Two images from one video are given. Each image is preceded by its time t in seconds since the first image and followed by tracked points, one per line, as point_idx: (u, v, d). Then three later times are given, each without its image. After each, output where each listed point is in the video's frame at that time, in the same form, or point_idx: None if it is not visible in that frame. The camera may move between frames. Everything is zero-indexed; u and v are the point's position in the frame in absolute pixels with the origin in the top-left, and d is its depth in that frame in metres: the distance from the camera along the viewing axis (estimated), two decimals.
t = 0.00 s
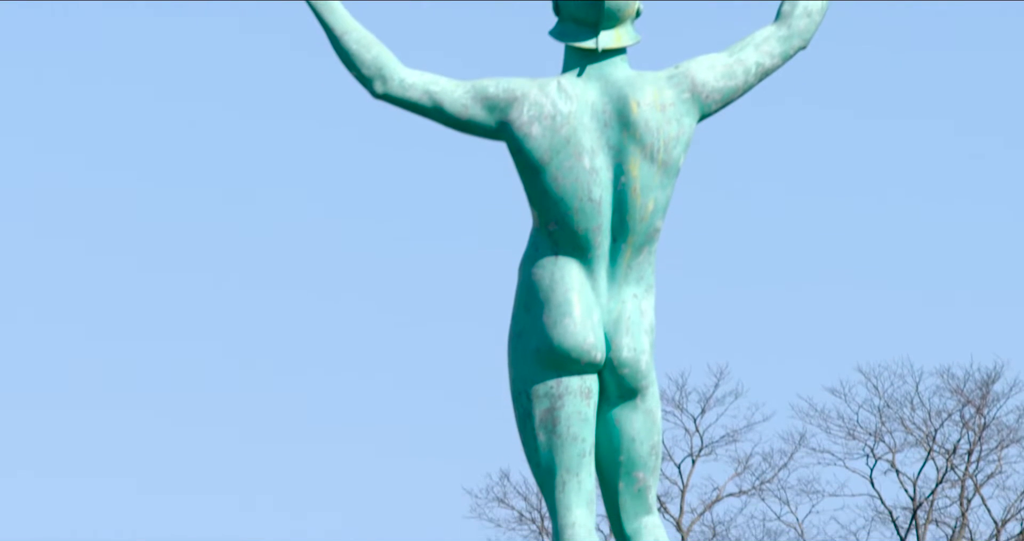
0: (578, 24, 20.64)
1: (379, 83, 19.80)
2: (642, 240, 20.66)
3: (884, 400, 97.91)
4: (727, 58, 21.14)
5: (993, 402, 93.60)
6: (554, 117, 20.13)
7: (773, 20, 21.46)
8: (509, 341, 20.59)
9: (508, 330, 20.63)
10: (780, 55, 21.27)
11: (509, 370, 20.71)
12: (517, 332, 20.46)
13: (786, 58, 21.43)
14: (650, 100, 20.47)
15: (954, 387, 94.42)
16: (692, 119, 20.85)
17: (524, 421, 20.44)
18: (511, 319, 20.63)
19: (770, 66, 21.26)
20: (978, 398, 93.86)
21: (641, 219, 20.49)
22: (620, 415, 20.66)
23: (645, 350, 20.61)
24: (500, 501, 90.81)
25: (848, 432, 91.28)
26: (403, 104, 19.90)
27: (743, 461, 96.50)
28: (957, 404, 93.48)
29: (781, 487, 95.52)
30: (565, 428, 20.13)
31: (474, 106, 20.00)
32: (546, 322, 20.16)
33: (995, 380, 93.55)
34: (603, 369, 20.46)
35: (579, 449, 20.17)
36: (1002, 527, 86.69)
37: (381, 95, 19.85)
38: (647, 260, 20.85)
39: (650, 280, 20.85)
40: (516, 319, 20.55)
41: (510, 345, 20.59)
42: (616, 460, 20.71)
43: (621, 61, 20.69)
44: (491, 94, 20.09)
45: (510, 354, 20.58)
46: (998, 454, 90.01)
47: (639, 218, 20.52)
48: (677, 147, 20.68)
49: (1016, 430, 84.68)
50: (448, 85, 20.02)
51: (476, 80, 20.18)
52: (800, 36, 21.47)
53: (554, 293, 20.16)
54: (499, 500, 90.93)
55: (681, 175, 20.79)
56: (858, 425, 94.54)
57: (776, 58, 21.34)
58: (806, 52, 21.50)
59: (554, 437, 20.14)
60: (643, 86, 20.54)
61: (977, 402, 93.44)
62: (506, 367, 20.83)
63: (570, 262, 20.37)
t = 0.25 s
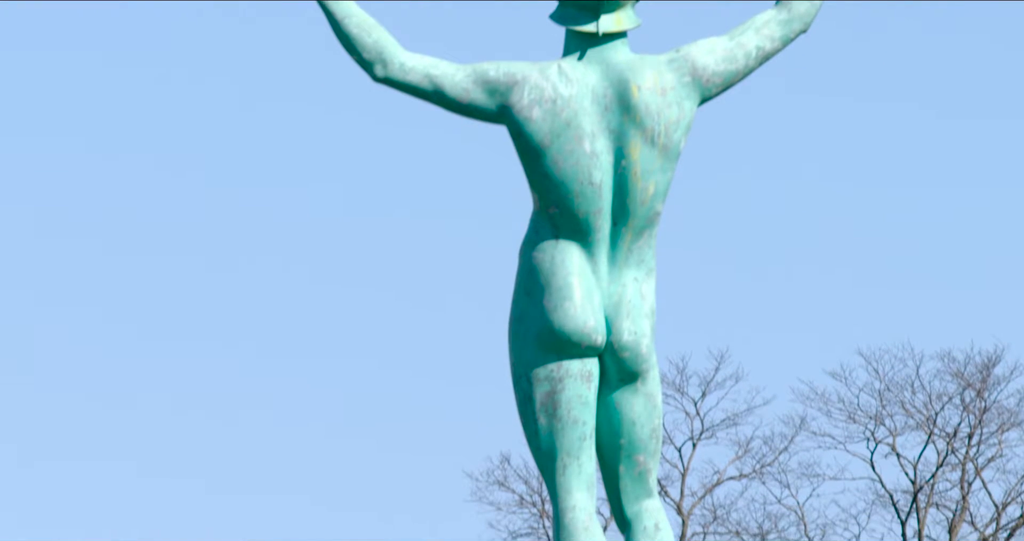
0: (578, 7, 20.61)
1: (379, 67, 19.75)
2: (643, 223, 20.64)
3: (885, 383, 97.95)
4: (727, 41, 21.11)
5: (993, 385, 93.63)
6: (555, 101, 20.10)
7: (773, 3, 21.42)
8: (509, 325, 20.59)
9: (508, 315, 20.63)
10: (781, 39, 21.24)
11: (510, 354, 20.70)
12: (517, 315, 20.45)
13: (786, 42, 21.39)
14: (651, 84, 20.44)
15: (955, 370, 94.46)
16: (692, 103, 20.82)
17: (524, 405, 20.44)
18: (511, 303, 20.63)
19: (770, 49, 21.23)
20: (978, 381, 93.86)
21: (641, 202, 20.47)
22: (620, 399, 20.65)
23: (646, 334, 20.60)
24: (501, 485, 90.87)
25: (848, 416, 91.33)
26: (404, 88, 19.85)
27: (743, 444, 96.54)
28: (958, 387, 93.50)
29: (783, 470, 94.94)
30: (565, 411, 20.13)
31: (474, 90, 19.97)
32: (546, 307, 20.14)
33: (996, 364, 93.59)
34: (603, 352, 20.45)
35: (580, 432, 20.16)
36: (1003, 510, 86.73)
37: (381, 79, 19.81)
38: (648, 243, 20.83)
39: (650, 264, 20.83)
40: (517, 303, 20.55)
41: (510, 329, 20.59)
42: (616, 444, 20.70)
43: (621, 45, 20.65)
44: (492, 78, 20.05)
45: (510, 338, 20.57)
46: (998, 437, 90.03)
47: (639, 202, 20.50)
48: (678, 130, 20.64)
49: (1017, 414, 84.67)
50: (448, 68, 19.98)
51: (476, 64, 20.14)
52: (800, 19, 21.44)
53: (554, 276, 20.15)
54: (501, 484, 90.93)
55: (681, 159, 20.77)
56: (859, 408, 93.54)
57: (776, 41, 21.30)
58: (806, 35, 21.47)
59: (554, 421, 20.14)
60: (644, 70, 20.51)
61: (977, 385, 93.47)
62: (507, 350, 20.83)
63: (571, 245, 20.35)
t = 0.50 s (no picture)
0: None
1: (379, 50, 19.68)
2: (643, 206, 20.59)
3: (884, 366, 97.98)
4: (728, 24, 21.07)
5: (993, 368, 93.64)
6: (555, 84, 20.05)
7: None
8: (509, 308, 20.56)
9: (508, 299, 20.61)
10: (780, 22, 21.19)
11: (510, 338, 20.69)
12: (517, 298, 20.42)
13: (785, 24, 21.34)
14: (651, 67, 20.38)
15: (954, 353, 94.41)
16: (692, 86, 20.76)
17: (524, 388, 20.41)
18: (511, 286, 20.60)
19: (770, 32, 21.19)
20: (978, 364, 93.90)
21: (641, 185, 20.44)
22: (620, 382, 20.63)
23: (646, 317, 20.57)
24: (500, 468, 90.80)
25: (848, 400, 91.17)
26: (403, 71, 19.80)
27: (743, 428, 96.54)
28: (958, 371, 93.56)
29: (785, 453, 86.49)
30: (565, 395, 20.11)
31: (474, 73, 19.91)
32: (546, 290, 20.11)
33: (995, 347, 93.55)
34: (603, 335, 20.43)
35: (580, 416, 20.14)
36: (1003, 494, 86.74)
37: (382, 62, 19.74)
38: (647, 227, 20.78)
39: (650, 247, 20.79)
40: (517, 286, 20.51)
41: (510, 313, 20.57)
42: (616, 427, 20.68)
43: (621, 27, 20.60)
44: (492, 61, 20.00)
45: (510, 321, 20.55)
46: (999, 421, 90.11)
47: (639, 184, 20.46)
48: (677, 113, 20.60)
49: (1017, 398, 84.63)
50: (449, 51, 19.92)
51: (476, 47, 20.08)
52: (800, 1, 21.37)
53: (554, 259, 20.12)
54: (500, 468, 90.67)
55: (681, 141, 20.72)
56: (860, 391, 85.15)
57: (776, 23, 21.25)
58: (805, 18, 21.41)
59: (554, 404, 20.12)
60: (644, 53, 20.45)
61: (977, 368, 93.50)
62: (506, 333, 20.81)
63: (570, 228, 20.31)
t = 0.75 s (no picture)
0: None
1: (379, 34, 19.62)
2: (642, 190, 20.57)
3: (883, 351, 98.07)
4: (727, 9, 21.04)
5: (993, 352, 93.67)
6: (555, 68, 20.01)
7: None
8: (509, 292, 20.54)
9: (507, 283, 20.60)
10: (780, 6, 21.15)
11: (509, 322, 20.67)
12: (517, 282, 20.40)
13: (785, 8, 21.31)
14: (650, 51, 20.35)
15: (954, 336, 94.43)
16: (692, 70, 20.73)
17: (524, 372, 20.40)
18: (511, 270, 20.58)
19: (770, 17, 21.15)
20: (978, 347, 93.91)
21: (641, 169, 20.40)
22: (619, 366, 20.63)
23: (645, 301, 20.57)
24: (499, 452, 90.83)
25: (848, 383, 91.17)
26: (403, 55, 19.74)
27: (742, 412, 96.63)
28: (957, 354, 93.57)
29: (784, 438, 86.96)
30: (565, 378, 20.09)
31: (474, 57, 19.86)
32: (546, 274, 20.09)
33: (995, 330, 93.59)
34: (603, 319, 20.41)
35: (579, 400, 20.13)
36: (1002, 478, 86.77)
37: (381, 46, 19.68)
38: (647, 211, 20.76)
39: (650, 231, 20.77)
40: (517, 270, 20.49)
41: (510, 296, 20.54)
42: (616, 411, 20.67)
43: (621, 12, 20.56)
44: (491, 45, 19.95)
45: (510, 305, 20.53)
46: (998, 404, 90.15)
47: (639, 168, 20.43)
48: (677, 97, 20.57)
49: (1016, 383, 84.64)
50: (448, 35, 19.86)
51: (476, 32, 20.03)
52: None
53: (554, 243, 20.09)
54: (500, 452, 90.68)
55: (680, 125, 20.69)
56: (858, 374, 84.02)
57: (775, 8, 21.21)
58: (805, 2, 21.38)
59: (553, 388, 20.10)
60: (644, 37, 20.41)
61: (977, 351, 93.50)
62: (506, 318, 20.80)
63: (570, 212, 20.28)
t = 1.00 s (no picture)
0: None
1: (379, 19, 19.55)
2: (642, 174, 20.54)
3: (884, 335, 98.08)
4: None
5: (993, 336, 93.70)
6: (554, 53, 19.98)
7: None
8: (509, 276, 20.53)
9: (508, 266, 20.58)
10: None
11: (509, 306, 20.65)
12: (517, 267, 20.38)
13: None
14: (650, 36, 20.31)
15: (954, 321, 94.43)
16: (692, 54, 20.71)
17: (524, 357, 20.39)
18: (511, 254, 20.56)
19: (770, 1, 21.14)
20: (978, 332, 93.92)
21: (641, 154, 20.37)
22: (620, 350, 20.62)
23: (645, 285, 20.57)
24: (499, 436, 90.82)
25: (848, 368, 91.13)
26: (403, 39, 19.66)
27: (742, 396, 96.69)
28: (957, 339, 93.58)
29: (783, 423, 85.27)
30: (565, 363, 20.09)
31: (474, 42, 19.80)
32: (546, 259, 20.07)
33: (996, 315, 93.59)
34: (603, 304, 20.40)
35: (579, 385, 20.12)
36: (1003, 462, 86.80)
37: (381, 31, 19.60)
38: (647, 195, 20.74)
39: (649, 215, 20.75)
40: (516, 254, 20.47)
41: (510, 281, 20.53)
42: (616, 396, 20.67)
43: None
44: (491, 30, 19.90)
45: (510, 289, 20.52)
46: (999, 389, 90.17)
47: (639, 153, 20.40)
48: (677, 82, 20.54)
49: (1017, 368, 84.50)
50: (448, 20, 19.80)
51: (475, 16, 19.98)
52: None
53: (554, 227, 20.07)
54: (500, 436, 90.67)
55: (680, 110, 20.66)
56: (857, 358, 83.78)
57: None
58: None
59: (553, 373, 20.09)
60: (644, 22, 20.38)
61: (977, 336, 93.51)
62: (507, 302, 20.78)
63: (570, 197, 20.26)
